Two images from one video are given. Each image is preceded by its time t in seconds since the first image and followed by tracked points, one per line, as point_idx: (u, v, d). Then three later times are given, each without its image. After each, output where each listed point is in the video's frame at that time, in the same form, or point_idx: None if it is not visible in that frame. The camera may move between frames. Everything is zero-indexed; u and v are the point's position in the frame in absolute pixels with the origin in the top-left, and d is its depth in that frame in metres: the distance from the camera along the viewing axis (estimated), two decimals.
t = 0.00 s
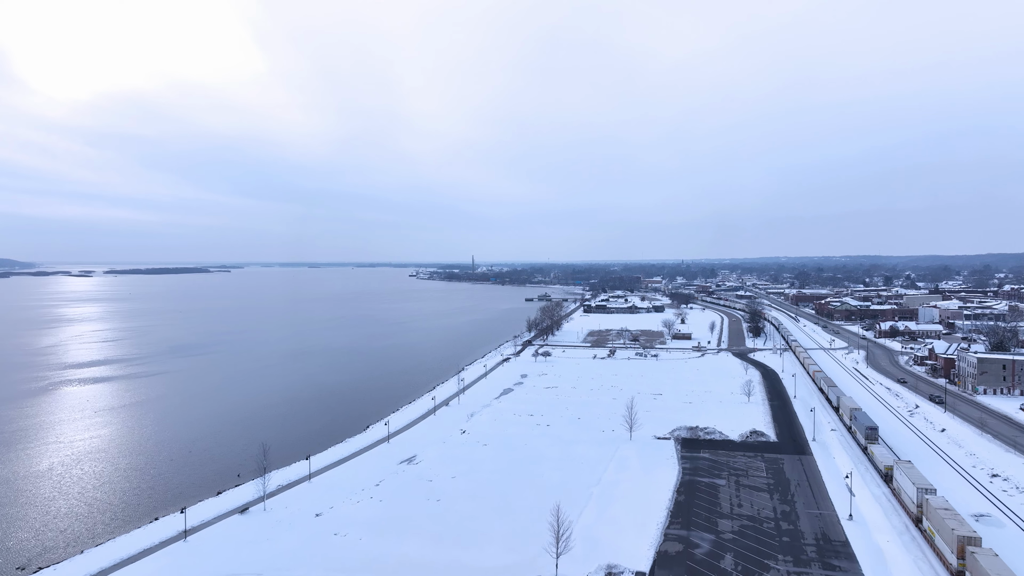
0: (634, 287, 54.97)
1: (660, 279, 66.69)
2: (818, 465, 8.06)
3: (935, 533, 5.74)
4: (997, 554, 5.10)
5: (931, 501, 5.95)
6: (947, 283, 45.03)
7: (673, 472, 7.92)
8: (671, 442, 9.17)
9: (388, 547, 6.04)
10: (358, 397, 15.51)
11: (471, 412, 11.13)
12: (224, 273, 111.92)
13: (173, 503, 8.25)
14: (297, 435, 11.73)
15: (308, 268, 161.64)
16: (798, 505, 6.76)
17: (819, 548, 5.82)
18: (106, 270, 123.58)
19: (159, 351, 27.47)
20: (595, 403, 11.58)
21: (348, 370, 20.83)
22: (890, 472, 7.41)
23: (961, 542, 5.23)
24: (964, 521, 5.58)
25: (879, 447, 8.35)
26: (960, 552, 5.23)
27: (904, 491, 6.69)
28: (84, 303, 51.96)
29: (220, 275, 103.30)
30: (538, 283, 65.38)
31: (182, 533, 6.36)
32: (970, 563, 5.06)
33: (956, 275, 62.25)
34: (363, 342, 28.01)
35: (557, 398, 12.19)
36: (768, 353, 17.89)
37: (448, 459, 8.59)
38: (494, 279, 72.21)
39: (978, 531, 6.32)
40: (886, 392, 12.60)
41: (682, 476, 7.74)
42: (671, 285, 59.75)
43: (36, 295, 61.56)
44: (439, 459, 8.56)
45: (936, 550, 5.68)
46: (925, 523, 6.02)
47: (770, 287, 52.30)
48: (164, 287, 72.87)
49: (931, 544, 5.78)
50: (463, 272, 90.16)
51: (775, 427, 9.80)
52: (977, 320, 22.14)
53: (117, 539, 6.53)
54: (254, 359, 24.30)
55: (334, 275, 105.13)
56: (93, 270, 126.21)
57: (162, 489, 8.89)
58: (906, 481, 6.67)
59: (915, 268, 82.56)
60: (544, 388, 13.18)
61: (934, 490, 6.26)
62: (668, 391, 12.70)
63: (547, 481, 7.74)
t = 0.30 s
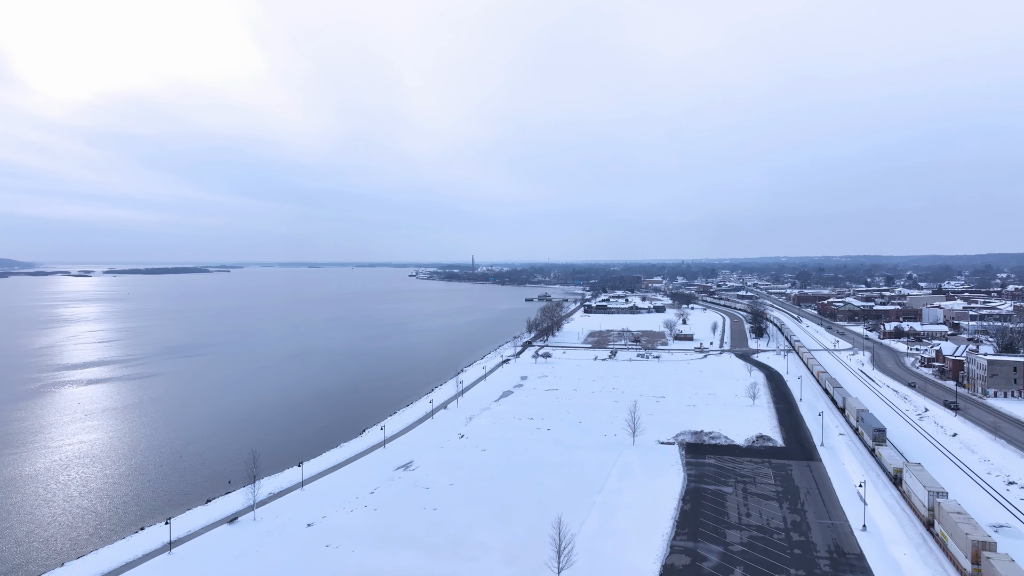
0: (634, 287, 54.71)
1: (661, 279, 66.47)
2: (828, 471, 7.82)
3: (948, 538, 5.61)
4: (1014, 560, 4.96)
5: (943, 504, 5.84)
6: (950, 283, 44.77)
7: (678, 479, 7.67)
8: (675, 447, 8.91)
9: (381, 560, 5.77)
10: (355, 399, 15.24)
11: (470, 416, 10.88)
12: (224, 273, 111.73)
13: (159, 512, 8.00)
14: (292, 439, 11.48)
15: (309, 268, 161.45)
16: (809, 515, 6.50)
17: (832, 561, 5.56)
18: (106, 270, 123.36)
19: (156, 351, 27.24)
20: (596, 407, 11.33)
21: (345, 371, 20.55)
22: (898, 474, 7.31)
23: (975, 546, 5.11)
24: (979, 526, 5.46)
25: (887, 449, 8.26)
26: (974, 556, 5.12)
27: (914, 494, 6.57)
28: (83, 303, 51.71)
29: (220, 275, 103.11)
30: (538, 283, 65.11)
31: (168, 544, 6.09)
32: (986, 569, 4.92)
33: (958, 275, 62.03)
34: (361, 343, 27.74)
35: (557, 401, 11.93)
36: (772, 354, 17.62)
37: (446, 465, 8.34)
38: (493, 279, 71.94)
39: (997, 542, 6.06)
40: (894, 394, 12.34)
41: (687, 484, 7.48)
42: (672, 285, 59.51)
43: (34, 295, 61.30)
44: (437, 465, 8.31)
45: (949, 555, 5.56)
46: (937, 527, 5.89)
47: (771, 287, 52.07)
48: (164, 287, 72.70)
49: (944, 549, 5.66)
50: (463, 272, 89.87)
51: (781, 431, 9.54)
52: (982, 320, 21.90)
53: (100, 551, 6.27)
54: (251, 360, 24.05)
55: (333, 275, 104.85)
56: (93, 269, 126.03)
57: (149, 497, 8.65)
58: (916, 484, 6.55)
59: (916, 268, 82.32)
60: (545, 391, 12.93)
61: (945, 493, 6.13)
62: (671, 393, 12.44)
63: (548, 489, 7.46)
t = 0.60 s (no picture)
0: (635, 287, 54.41)
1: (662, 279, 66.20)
2: (839, 478, 7.57)
3: (961, 541, 5.52)
4: None
5: (956, 507, 5.74)
6: (953, 283, 44.51)
7: (683, 487, 7.41)
8: (679, 452, 8.65)
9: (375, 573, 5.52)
10: (353, 400, 14.97)
11: (469, 419, 10.62)
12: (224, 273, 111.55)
13: (144, 521, 7.75)
14: (286, 442, 11.21)
15: (308, 268, 161.11)
16: (820, 525, 6.25)
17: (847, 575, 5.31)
18: (106, 270, 123.19)
19: (153, 352, 27.02)
20: (598, 410, 11.08)
21: (343, 371, 20.28)
22: (908, 476, 7.25)
23: (989, 551, 5.01)
24: (993, 530, 5.36)
25: (896, 450, 8.17)
26: (989, 561, 5.03)
27: (925, 497, 6.48)
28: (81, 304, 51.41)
29: (220, 275, 102.91)
30: (538, 283, 64.81)
31: (152, 557, 5.83)
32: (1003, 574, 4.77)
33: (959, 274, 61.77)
34: (360, 343, 27.48)
35: (558, 404, 11.68)
36: (776, 355, 17.36)
37: (445, 471, 8.09)
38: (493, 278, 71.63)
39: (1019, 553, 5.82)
40: (901, 396, 12.11)
41: (693, 492, 7.23)
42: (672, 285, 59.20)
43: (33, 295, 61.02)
44: (434, 471, 8.07)
45: (962, 559, 5.47)
46: (950, 531, 5.80)
47: (773, 287, 51.76)
48: (164, 287, 72.52)
49: (957, 553, 5.57)
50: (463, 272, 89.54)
51: (788, 435, 9.29)
52: (988, 321, 21.63)
53: (81, 563, 6.02)
54: (248, 360, 23.80)
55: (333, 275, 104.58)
56: (93, 270, 125.89)
57: (138, 504, 8.45)
58: (926, 486, 6.46)
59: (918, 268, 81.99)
60: (545, 393, 12.67)
61: (957, 496, 6.05)
62: (674, 396, 12.18)
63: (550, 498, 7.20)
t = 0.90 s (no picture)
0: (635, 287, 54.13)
1: (663, 280, 65.91)
2: (849, 486, 7.33)
3: (975, 546, 5.47)
4: None
5: (969, 511, 5.69)
6: (956, 283, 44.17)
7: (689, 495, 7.15)
8: (684, 458, 8.40)
9: None
10: (349, 402, 14.70)
11: (467, 423, 10.36)
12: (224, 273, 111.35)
13: (128, 532, 7.49)
14: (279, 446, 10.94)
15: (308, 267, 160.76)
16: (833, 536, 5.99)
17: None
18: (106, 270, 123.15)
19: (149, 352, 26.73)
20: (599, 413, 10.82)
21: (340, 372, 20.00)
22: (918, 479, 7.26)
23: (1005, 556, 4.93)
24: (1008, 534, 5.29)
25: (904, 452, 8.11)
26: (1005, 566, 4.94)
27: (937, 500, 6.43)
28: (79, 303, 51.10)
29: (220, 275, 102.69)
30: (538, 283, 64.53)
31: (133, 571, 5.57)
32: None
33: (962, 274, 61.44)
34: (358, 343, 27.22)
35: (558, 407, 11.42)
36: (779, 357, 17.10)
37: (442, 478, 7.83)
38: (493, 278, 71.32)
39: None
40: (909, 399, 11.85)
41: (699, 501, 6.97)
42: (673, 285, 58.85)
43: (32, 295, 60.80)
44: (431, 479, 7.81)
45: (975, 563, 5.42)
46: (962, 535, 5.75)
47: (774, 287, 51.46)
48: (165, 287, 72.35)
49: (970, 557, 5.52)
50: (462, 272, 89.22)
51: (796, 440, 9.04)
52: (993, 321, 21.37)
53: None
54: (245, 361, 23.52)
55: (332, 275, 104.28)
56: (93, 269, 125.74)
57: (129, 511, 8.29)
58: (938, 489, 6.43)
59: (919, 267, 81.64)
60: (545, 396, 12.40)
61: (970, 500, 6.01)
62: (677, 398, 11.92)
63: (550, 507, 6.95)
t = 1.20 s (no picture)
0: (636, 287, 53.88)
1: (663, 280, 65.68)
2: (861, 494, 7.08)
3: (989, 550, 5.34)
4: None
5: (982, 515, 5.56)
6: (959, 283, 43.92)
7: (694, 504, 6.89)
8: (689, 463, 8.16)
9: None
10: (346, 404, 14.47)
11: (466, 427, 10.11)
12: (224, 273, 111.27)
13: (119, 541, 7.28)
14: (273, 450, 10.69)
15: (308, 268, 160.51)
16: (846, 548, 5.74)
17: None
18: (105, 270, 122.88)
19: (147, 353, 26.49)
20: (601, 417, 10.58)
21: (338, 373, 19.77)
22: (928, 482, 7.03)
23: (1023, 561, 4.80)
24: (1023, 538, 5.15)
25: (912, 454, 8.02)
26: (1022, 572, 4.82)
27: (946, 502, 6.33)
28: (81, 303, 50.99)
29: (220, 275, 102.53)
30: (538, 283, 64.31)
31: None
32: None
33: (963, 274, 61.22)
34: (357, 344, 26.99)
35: (559, 410, 11.18)
36: (783, 358, 16.84)
37: (439, 485, 7.58)
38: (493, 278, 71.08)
39: None
40: (917, 402, 11.61)
41: (706, 510, 6.71)
42: (674, 285, 58.56)
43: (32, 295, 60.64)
44: (427, 486, 7.56)
45: (989, 567, 5.31)
46: (976, 539, 5.62)
47: (775, 287, 51.14)
48: (165, 287, 72.24)
49: (984, 562, 5.39)
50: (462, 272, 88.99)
51: (803, 445, 8.79)
52: (999, 321, 21.10)
53: None
54: (242, 362, 23.29)
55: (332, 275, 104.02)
56: (93, 270, 125.65)
57: (123, 516, 8.09)
58: (949, 491, 6.26)
59: (920, 267, 81.26)
60: (545, 398, 12.17)
61: (982, 502, 5.89)
62: (680, 401, 11.67)
63: (551, 516, 6.70)
